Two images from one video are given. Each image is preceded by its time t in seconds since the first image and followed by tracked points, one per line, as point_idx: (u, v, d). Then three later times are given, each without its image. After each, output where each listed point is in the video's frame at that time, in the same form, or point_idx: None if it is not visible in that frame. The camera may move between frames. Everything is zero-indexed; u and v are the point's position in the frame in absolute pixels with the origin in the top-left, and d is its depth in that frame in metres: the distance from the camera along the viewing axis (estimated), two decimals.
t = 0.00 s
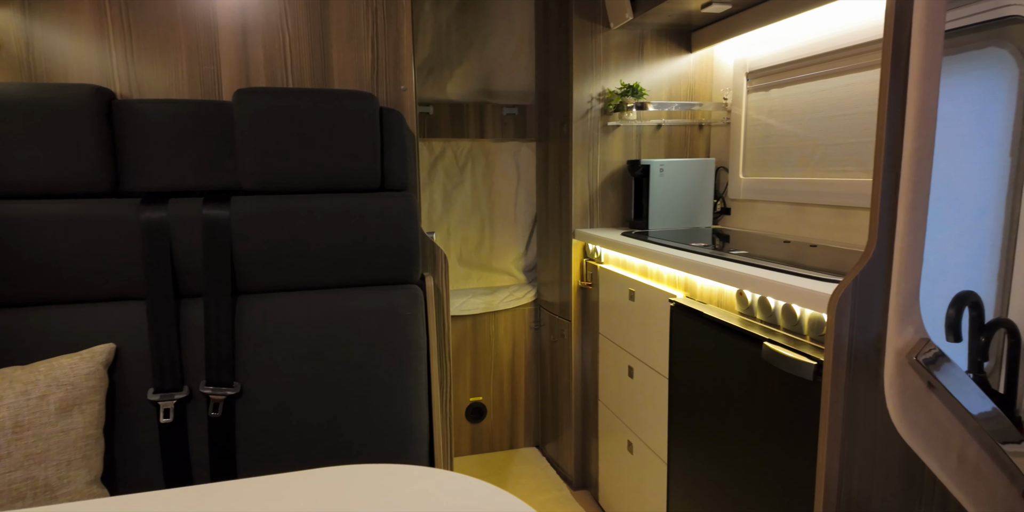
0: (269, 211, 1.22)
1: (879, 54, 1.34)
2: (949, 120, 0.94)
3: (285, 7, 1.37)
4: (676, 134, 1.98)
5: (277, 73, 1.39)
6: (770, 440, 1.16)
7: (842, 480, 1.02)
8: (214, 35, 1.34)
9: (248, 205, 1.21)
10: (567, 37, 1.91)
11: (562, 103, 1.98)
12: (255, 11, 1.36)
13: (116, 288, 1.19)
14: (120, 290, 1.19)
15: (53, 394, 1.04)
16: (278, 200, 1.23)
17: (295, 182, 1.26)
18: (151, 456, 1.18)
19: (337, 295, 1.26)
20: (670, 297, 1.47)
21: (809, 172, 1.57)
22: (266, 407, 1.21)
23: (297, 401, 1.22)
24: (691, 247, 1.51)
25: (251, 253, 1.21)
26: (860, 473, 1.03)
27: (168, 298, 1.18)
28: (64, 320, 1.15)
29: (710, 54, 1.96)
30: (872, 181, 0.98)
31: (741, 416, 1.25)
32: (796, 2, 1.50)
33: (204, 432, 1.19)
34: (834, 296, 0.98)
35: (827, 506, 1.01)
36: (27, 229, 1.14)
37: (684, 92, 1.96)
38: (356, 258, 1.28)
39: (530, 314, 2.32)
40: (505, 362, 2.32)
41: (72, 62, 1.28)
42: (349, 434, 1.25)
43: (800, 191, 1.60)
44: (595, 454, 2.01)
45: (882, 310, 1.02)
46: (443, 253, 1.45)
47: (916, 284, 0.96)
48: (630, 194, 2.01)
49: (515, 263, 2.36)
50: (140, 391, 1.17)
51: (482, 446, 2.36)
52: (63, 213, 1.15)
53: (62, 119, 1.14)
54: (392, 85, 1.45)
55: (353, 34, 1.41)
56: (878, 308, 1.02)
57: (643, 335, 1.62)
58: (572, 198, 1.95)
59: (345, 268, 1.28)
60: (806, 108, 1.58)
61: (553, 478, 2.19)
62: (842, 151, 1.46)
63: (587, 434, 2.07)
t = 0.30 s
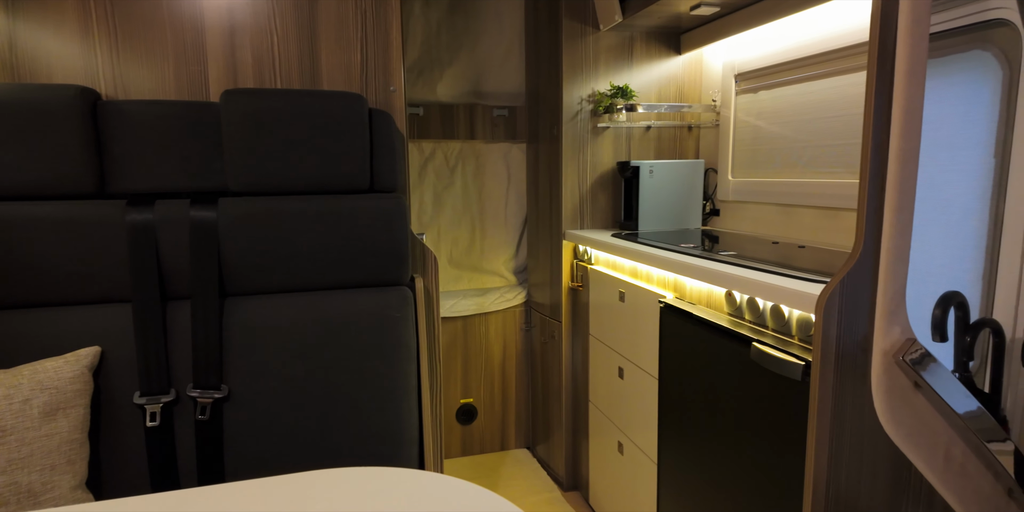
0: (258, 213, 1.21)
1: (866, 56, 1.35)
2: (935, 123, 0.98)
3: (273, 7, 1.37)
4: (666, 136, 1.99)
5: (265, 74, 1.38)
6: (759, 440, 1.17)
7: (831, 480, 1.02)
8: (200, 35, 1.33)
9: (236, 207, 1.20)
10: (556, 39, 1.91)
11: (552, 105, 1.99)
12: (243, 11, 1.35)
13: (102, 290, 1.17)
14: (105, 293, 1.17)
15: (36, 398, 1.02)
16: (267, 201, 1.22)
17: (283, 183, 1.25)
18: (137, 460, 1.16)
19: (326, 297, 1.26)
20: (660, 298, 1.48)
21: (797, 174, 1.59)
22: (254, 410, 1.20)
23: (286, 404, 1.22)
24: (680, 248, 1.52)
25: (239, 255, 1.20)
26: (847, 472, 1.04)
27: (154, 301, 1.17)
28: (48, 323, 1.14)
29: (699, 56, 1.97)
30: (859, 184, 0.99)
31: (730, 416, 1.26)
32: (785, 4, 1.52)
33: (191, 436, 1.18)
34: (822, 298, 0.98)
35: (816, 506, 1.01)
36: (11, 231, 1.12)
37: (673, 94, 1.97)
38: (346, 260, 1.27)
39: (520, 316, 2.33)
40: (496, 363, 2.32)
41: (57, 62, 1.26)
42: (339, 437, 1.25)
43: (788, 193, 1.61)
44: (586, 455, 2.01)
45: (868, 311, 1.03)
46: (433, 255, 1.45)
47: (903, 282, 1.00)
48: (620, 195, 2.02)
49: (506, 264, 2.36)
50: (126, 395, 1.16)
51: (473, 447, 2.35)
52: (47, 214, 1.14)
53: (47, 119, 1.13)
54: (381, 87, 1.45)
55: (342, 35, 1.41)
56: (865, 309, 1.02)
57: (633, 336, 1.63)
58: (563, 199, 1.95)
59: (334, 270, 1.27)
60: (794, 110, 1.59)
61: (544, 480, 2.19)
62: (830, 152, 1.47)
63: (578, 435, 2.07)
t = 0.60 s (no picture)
0: (246, 215, 1.20)
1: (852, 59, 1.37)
2: (919, 125, 1.00)
3: (261, 8, 1.36)
4: (655, 138, 2.00)
5: (254, 75, 1.38)
6: (748, 441, 1.17)
7: (818, 480, 1.03)
8: (188, 36, 1.32)
9: (223, 209, 1.19)
10: (547, 40, 1.91)
11: (543, 106, 1.99)
12: (231, 12, 1.34)
13: (87, 293, 1.16)
14: (91, 295, 1.16)
15: (20, 402, 1.00)
16: (254, 203, 1.22)
17: (272, 185, 1.25)
18: (123, 465, 1.15)
19: (315, 299, 1.25)
20: (650, 299, 1.48)
21: (785, 176, 1.60)
22: (241, 414, 1.19)
23: (274, 407, 1.21)
24: (670, 250, 1.53)
25: (226, 257, 1.20)
26: (835, 472, 1.05)
27: (141, 304, 1.16)
28: (32, 326, 1.13)
29: (689, 58, 1.98)
30: (845, 186, 1.00)
31: (718, 417, 1.26)
32: (774, 7, 1.53)
33: (179, 440, 1.17)
34: (808, 300, 0.99)
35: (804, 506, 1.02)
36: None
37: (663, 96, 1.98)
38: (335, 262, 1.27)
39: (511, 317, 2.33)
40: (487, 365, 2.32)
41: (41, 62, 1.25)
42: (327, 440, 1.24)
43: (776, 194, 1.62)
44: (577, 457, 2.02)
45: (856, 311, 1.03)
46: (423, 257, 1.45)
47: (889, 282, 1.01)
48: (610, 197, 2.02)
49: (497, 266, 2.36)
50: (112, 399, 1.15)
51: (464, 449, 2.35)
52: (31, 216, 1.12)
53: (31, 119, 1.11)
54: (370, 88, 1.44)
55: (331, 37, 1.41)
56: (852, 310, 1.03)
57: (623, 337, 1.63)
58: (553, 200, 1.95)
59: (323, 272, 1.27)
60: (783, 112, 1.60)
61: (535, 482, 2.19)
62: (818, 154, 1.48)
63: (569, 437, 2.07)
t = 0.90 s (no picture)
0: (235, 217, 1.19)
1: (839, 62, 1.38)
2: (909, 127, 1.01)
3: (250, 9, 1.36)
4: (646, 139, 2.00)
5: (243, 76, 1.37)
6: (737, 441, 1.18)
7: (807, 480, 1.03)
8: (176, 36, 1.31)
9: (211, 211, 1.18)
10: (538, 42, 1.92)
11: (534, 107, 1.99)
12: (219, 13, 1.33)
13: (73, 296, 1.15)
14: (77, 298, 1.15)
15: (5, 407, 0.99)
16: (243, 205, 1.21)
17: (260, 187, 1.24)
18: (110, 469, 1.14)
19: (304, 301, 1.25)
20: (641, 300, 1.49)
21: (774, 177, 1.61)
22: (230, 417, 1.18)
23: (263, 410, 1.20)
24: (660, 251, 1.53)
25: (215, 259, 1.19)
26: (824, 473, 1.05)
27: (128, 307, 1.15)
28: (17, 329, 1.11)
29: (679, 60, 1.99)
30: (833, 185, 1.00)
31: (708, 418, 1.27)
32: (762, 9, 1.54)
33: (167, 443, 1.16)
34: (797, 301, 0.98)
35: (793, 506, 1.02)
36: None
37: (654, 98, 1.99)
38: (324, 264, 1.27)
39: (503, 319, 2.33)
40: (479, 366, 2.32)
41: (27, 63, 1.24)
42: (318, 443, 1.24)
43: (765, 195, 1.63)
44: (569, 458, 2.02)
45: (843, 312, 1.03)
46: (413, 258, 1.44)
47: (875, 283, 1.02)
48: (601, 198, 2.03)
49: (488, 268, 2.36)
50: (98, 402, 1.14)
51: (455, 451, 2.35)
52: (16, 218, 1.11)
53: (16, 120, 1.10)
54: (360, 89, 1.44)
55: (320, 38, 1.40)
56: (839, 309, 1.02)
57: (614, 338, 1.64)
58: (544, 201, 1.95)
59: (312, 274, 1.26)
60: (772, 114, 1.61)
61: (527, 483, 2.19)
62: (806, 155, 1.50)
63: (560, 438, 2.07)
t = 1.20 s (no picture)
0: (224, 221, 1.19)
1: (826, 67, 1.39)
2: (894, 131, 1.02)
3: (239, 12, 1.35)
4: (636, 142, 2.01)
5: (232, 80, 1.37)
6: (725, 443, 1.19)
7: (794, 482, 1.04)
8: (164, 39, 1.31)
9: (200, 214, 1.18)
10: (528, 45, 1.92)
11: (525, 110, 2.00)
12: (208, 15, 1.33)
13: (60, 300, 1.14)
14: (63, 302, 1.14)
15: None
16: (232, 208, 1.21)
17: (250, 191, 1.24)
18: (98, 474, 1.14)
19: (294, 305, 1.24)
20: (630, 302, 1.50)
21: (763, 180, 1.62)
22: (219, 421, 1.18)
23: (253, 414, 1.20)
24: (650, 253, 1.54)
25: (203, 263, 1.18)
26: (811, 474, 1.06)
27: (115, 311, 1.14)
28: (3, 334, 1.10)
29: (669, 63, 2.00)
30: (819, 189, 1.00)
31: (697, 420, 1.28)
32: (751, 14, 1.55)
33: (155, 448, 1.16)
34: (784, 304, 0.98)
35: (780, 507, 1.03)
36: None
37: (644, 101, 2.00)
38: (314, 267, 1.26)
39: (494, 321, 2.33)
40: (470, 369, 2.32)
41: (12, 65, 1.23)
42: (308, 446, 1.23)
43: (754, 198, 1.65)
44: (560, 460, 2.02)
45: (830, 316, 1.03)
46: (403, 262, 1.45)
47: (861, 287, 1.03)
48: (592, 200, 2.04)
49: (480, 270, 2.37)
50: (86, 407, 1.13)
51: (447, 454, 2.35)
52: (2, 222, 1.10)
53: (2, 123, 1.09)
54: (350, 93, 1.44)
55: (309, 41, 1.40)
56: (826, 314, 1.03)
57: (604, 341, 1.64)
58: (535, 204, 1.96)
59: (302, 278, 1.26)
60: (760, 118, 1.62)
61: (518, 485, 2.19)
62: (794, 158, 1.51)
63: (552, 440, 2.08)
